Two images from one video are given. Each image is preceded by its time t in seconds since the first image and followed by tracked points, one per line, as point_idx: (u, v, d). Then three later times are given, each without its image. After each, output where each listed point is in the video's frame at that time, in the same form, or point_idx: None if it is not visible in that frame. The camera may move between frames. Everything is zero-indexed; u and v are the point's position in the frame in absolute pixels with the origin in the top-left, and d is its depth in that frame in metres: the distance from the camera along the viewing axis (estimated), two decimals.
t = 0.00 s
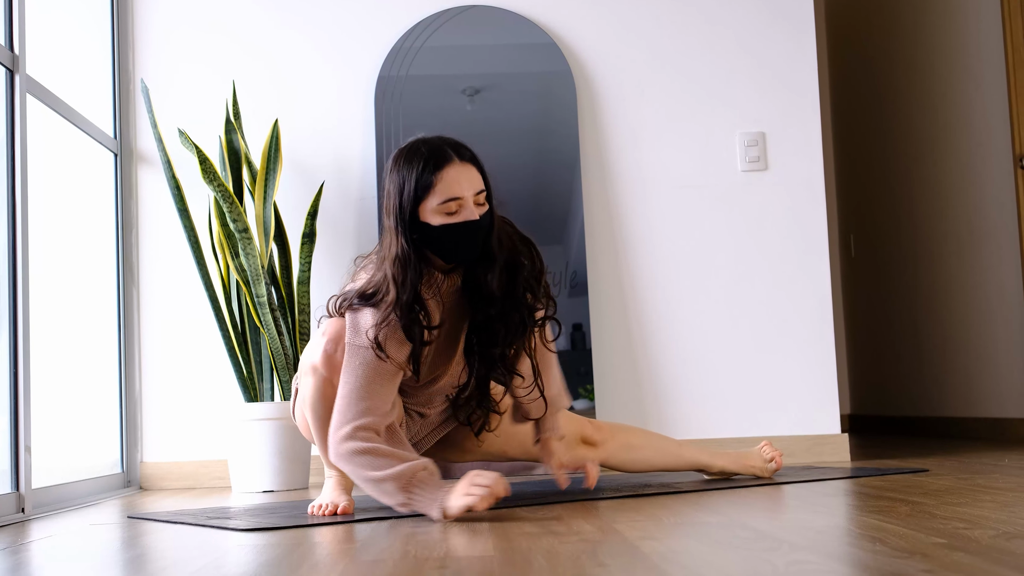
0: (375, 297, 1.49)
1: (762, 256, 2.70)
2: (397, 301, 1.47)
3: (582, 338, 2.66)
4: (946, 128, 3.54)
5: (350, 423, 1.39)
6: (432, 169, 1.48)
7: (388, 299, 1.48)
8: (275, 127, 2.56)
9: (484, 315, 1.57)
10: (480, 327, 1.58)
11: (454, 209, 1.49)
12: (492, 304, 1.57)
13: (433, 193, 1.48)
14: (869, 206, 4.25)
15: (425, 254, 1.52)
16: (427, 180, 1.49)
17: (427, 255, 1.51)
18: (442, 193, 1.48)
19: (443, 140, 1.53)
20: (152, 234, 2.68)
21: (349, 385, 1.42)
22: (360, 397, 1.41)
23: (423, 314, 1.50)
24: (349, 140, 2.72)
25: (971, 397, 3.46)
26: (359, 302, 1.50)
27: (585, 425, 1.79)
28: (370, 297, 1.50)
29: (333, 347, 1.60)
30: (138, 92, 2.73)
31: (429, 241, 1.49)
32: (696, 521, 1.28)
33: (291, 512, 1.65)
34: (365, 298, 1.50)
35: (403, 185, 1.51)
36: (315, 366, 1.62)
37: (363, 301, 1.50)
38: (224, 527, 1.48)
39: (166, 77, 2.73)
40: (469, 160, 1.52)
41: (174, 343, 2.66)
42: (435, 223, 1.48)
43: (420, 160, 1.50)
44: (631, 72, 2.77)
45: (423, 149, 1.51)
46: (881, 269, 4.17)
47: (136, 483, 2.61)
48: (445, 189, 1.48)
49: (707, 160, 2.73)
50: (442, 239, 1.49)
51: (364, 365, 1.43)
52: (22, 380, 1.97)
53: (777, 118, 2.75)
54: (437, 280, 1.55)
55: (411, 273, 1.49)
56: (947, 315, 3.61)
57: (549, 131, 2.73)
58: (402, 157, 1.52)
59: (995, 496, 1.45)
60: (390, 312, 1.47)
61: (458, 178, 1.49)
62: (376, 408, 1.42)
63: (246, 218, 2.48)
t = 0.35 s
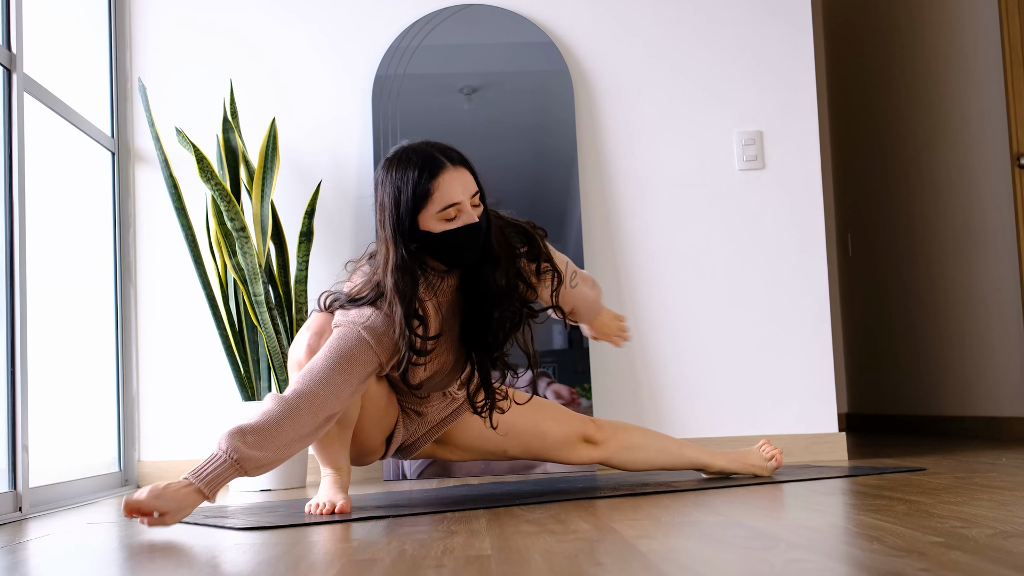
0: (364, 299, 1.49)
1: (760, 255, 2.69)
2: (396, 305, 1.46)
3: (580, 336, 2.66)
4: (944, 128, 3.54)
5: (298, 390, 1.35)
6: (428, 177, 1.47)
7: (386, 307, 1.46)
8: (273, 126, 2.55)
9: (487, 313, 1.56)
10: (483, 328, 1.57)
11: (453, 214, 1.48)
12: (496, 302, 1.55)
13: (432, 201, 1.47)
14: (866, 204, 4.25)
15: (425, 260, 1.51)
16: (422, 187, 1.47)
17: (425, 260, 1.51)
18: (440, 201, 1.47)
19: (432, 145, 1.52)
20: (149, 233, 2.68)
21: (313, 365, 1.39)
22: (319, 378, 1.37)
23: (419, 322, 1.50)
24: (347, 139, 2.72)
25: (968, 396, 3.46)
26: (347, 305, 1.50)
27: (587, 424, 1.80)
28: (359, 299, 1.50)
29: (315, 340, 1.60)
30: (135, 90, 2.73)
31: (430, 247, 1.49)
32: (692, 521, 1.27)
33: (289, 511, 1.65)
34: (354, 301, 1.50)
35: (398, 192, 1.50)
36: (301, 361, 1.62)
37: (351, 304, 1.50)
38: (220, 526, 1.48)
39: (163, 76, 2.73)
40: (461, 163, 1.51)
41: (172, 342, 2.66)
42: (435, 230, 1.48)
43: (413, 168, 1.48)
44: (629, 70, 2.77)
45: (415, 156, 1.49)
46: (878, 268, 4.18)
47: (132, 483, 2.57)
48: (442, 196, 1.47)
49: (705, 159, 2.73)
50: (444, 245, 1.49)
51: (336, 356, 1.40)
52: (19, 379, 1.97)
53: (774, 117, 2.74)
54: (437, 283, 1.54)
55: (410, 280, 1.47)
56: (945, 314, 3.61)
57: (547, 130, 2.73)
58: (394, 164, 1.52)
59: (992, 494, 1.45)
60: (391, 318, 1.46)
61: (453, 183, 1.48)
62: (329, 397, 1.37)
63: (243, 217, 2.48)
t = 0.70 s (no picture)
0: (366, 314, 1.47)
1: (758, 254, 2.70)
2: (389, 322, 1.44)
3: (577, 335, 2.66)
4: (941, 127, 3.54)
5: (289, 389, 1.47)
6: (443, 192, 1.47)
7: (383, 325, 1.45)
8: (270, 125, 2.55)
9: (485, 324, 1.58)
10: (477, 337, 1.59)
11: (466, 229, 1.48)
12: (494, 314, 1.58)
13: (445, 215, 1.48)
14: (864, 203, 4.26)
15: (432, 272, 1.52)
16: (435, 202, 1.47)
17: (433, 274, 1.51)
18: (454, 216, 1.47)
19: (443, 157, 1.51)
20: (145, 231, 2.67)
21: (314, 362, 1.48)
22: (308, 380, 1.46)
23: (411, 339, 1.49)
24: (344, 137, 2.71)
25: (965, 395, 3.47)
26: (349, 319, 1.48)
27: (585, 423, 1.79)
28: (360, 314, 1.48)
29: (306, 340, 1.58)
30: (132, 89, 2.72)
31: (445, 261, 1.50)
32: (690, 520, 1.27)
33: (286, 510, 1.65)
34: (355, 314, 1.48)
35: (410, 206, 1.49)
36: (291, 362, 1.60)
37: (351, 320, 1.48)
38: (218, 525, 1.48)
39: (161, 74, 2.73)
40: (474, 177, 1.51)
41: (169, 341, 2.66)
42: (449, 245, 1.49)
43: (428, 183, 1.48)
44: (627, 69, 2.76)
45: (428, 171, 1.48)
46: (876, 267, 4.18)
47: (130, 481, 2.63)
48: (454, 211, 1.47)
49: (703, 158, 2.73)
50: (455, 260, 1.50)
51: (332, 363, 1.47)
52: (16, 378, 1.97)
53: (772, 116, 2.74)
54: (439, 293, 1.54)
55: (411, 297, 1.46)
56: (941, 313, 3.61)
57: (544, 129, 2.73)
58: (406, 176, 1.51)
59: (990, 493, 1.45)
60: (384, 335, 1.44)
61: (466, 198, 1.48)
62: (317, 406, 1.48)
63: (240, 215, 2.48)
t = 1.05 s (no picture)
0: (383, 328, 1.49)
1: (755, 253, 2.70)
2: (424, 333, 1.45)
3: (574, 334, 2.66)
4: (938, 127, 3.54)
5: (289, 384, 1.49)
6: (454, 203, 1.45)
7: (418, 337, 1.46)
8: (268, 124, 2.55)
9: (490, 333, 1.58)
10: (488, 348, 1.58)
11: (472, 241, 1.48)
12: (508, 326, 1.57)
13: (453, 226, 1.46)
14: (861, 202, 4.26)
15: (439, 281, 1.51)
16: (446, 213, 1.46)
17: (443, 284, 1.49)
18: (463, 227, 1.46)
19: (453, 167, 1.50)
20: (143, 229, 2.67)
21: (311, 361, 1.51)
22: (305, 378, 1.49)
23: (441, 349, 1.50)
24: (341, 135, 2.71)
25: (962, 395, 3.47)
26: (363, 334, 1.49)
27: (582, 423, 1.79)
28: (376, 330, 1.49)
29: (298, 337, 1.57)
30: (130, 88, 2.72)
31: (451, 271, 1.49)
32: (688, 518, 1.28)
33: (284, 508, 1.65)
34: (370, 330, 1.49)
35: (422, 215, 1.47)
36: (284, 359, 1.58)
37: (366, 336, 1.49)
38: (217, 524, 1.48)
39: (158, 73, 2.72)
40: (484, 188, 1.50)
41: (166, 340, 2.65)
42: (456, 256, 1.48)
43: (440, 192, 1.46)
44: (624, 68, 2.76)
45: (440, 180, 1.47)
46: (873, 266, 4.18)
47: (128, 479, 2.60)
48: (464, 222, 1.46)
49: (700, 157, 2.73)
50: (464, 270, 1.50)
51: (328, 363, 1.49)
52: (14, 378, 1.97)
53: (769, 115, 2.74)
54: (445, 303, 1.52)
55: (435, 307, 1.46)
56: (938, 313, 3.62)
57: (541, 127, 2.73)
58: (417, 185, 1.49)
59: (986, 492, 1.46)
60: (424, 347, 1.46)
61: (477, 210, 1.47)
62: (314, 405, 1.50)
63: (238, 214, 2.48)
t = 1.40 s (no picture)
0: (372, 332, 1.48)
1: (753, 252, 2.70)
2: (410, 334, 1.45)
3: (572, 333, 2.66)
4: (936, 126, 3.54)
5: (293, 398, 1.50)
6: (447, 203, 1.45)
7: (404, 338, 1.46)
8: (265, 123, 2.54)
9: (479, 333, 1.57)
10: (474, 347, 1.58)
11: (465, 241, 1.47)
12: (494, 326, 1.57)
13: (445, 226, 1.46)
14: (858, 202, 4.26)
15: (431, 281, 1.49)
16: (438, 213, 1.45)
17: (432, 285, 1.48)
18: (456, 227, 1.45)
19: (447, 167, 1.49)
20: (140, 228, 2.67)
21: (310, 372, 1.51)
22: (306, 391, 1.50)
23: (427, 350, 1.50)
24: (338, 134, 2.71)
25: (959, 394, 3.47)
26: (361, 342, 1.48)
27: (577, 423, 1.79)
28: (375, 336, 1.48)
29: (300, 338, 1.55)
30: (127, 87, 2.71)
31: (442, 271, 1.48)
32: (684, 517, 1.27)
33: (281, 508, 1.64)
34: (369, 337, 1.48)
35: (415, 215, 1.46)
36: (285, 359, 1.57)
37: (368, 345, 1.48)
38: (213, 523, 1.47)
39: (155, 72, 2.72)
40: (477, 189, 1.49)
41: (164, 339, 2.65)
42: (448, 256, 1.47)
43: (433, 192, 1.45)
44: (621, 67, 2.76)
45: (433, 180, 1.46)
46: (871, 266, 4.18)
47: (125, 478, 2.61)
48: (457, 222, 1.46)
49: (697, 156, 2.73)
50: (455, 271, 1.48)
51: (326, 373, 1.49)
52: (10, 377, 1.96)
53: (766, 114, 2.74)
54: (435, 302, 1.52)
55: (426, 307, 1.45)
56: (936, 312, 3.62)
57: (538, 126, 2.73)
58: (410, 185, 1.48)
59: (983, 491, 1.46)
60: (410, 349, 1.46)
61: (469, 211, 1.46)
62: (320, 416, 1.52)
63: (235, 213, 2.47)
